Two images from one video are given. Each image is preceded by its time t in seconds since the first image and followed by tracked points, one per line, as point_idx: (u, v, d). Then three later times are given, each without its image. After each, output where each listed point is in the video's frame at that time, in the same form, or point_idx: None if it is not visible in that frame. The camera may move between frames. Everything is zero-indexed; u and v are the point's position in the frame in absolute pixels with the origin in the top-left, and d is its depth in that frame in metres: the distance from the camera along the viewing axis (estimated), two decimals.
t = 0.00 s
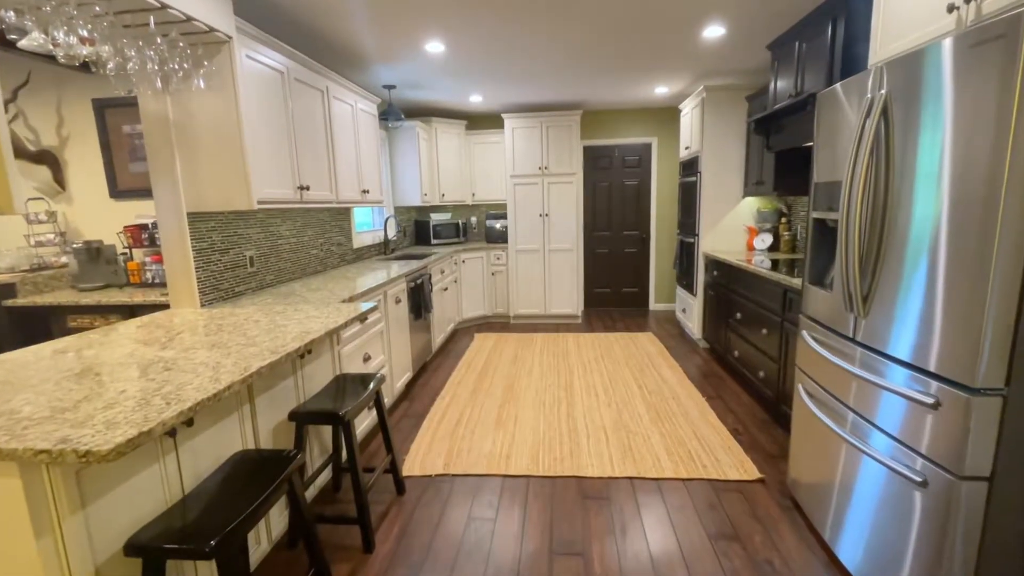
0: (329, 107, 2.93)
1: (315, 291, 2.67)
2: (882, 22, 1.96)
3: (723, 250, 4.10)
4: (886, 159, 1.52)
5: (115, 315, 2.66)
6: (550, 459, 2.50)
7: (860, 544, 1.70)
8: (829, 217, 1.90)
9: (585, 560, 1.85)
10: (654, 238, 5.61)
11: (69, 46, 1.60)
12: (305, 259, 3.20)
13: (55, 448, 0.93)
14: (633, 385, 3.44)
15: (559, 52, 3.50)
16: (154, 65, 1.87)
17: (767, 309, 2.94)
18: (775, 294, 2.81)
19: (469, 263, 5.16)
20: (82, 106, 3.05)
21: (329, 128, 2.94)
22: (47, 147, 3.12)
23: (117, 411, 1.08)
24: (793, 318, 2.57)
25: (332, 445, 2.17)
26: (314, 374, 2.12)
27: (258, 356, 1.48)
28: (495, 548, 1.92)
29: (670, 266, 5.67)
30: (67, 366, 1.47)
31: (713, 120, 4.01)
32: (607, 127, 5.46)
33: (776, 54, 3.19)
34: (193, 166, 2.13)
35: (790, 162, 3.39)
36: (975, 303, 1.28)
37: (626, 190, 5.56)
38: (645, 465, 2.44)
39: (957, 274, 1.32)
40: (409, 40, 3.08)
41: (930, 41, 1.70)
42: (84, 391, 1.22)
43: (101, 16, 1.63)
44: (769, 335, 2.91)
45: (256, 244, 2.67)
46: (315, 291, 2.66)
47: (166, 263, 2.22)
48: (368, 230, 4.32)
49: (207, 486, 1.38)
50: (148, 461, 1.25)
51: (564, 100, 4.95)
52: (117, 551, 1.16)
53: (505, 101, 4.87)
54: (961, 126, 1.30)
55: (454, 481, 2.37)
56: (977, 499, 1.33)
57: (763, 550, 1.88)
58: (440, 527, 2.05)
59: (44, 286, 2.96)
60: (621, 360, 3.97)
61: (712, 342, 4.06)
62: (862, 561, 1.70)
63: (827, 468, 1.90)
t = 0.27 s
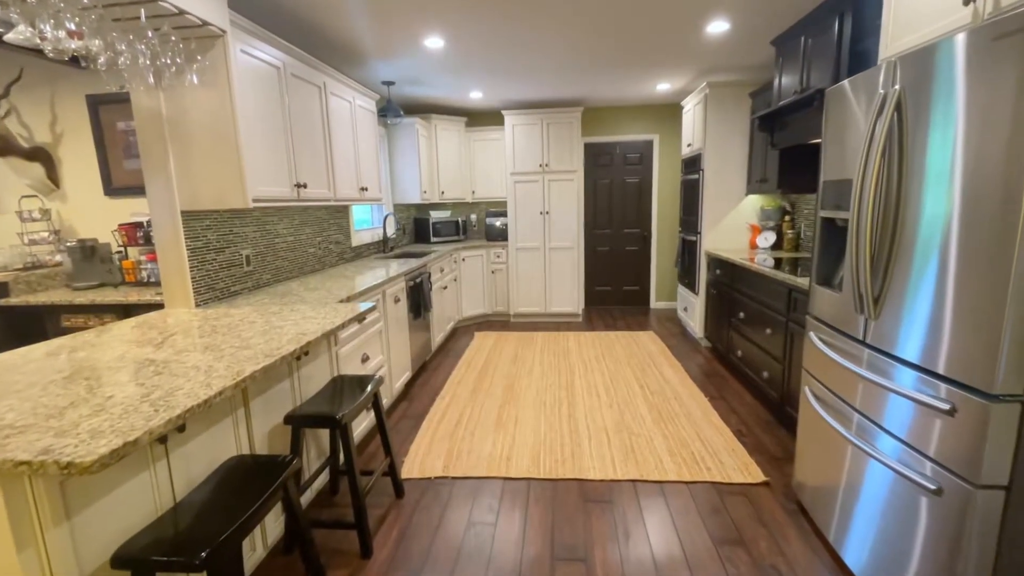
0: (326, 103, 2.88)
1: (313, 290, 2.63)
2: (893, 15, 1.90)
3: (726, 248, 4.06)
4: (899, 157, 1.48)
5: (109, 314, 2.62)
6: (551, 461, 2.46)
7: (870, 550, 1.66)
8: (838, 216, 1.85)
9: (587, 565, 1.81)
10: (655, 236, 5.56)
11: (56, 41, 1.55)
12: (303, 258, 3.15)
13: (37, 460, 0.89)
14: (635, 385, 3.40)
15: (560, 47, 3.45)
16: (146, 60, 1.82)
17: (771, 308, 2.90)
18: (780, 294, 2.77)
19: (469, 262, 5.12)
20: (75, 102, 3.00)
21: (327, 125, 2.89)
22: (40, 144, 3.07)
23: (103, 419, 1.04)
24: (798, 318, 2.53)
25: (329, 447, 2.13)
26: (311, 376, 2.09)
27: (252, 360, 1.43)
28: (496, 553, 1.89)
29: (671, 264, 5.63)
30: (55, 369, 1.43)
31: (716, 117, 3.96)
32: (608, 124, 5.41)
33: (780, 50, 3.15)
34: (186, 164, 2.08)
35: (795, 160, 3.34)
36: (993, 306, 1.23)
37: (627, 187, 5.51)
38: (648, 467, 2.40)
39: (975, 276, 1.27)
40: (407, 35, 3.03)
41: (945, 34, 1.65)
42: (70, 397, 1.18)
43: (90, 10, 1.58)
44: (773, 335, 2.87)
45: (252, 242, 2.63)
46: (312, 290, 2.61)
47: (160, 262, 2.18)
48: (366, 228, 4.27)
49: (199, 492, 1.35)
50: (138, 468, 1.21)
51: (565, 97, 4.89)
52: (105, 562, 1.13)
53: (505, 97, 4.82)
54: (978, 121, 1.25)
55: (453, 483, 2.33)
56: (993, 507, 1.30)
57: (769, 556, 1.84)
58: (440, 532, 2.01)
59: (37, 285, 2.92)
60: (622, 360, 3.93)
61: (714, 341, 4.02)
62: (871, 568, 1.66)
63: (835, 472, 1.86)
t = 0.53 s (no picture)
0: (324, 99, 2.83)
1: (310, 289, 2.58)
2: (906, 8, 1.85)
3: (729, 247, 4.02)
4: (912, 155, 1.43)
5: (103, 315, 2.57)
6: (553, 464, 2.43)
7: (878, 556, 1.64)
8: (846, 215, 1.81)
9: (590, 572, 1.78)
10: (657, 235, 5.52)
11: (44, 35, 1.51)
12: (301, 256, 3.11)
13: (17, 471, 0.85)
14: (637, 385, 3.36)
15: (561, 43, 3.40)
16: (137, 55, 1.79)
17: (775, 308, 2.86)
18: (784, 293, 2.73)
19: (469, 260, 5.08)
20: (69, 99, 2.95)
21: (325, 122, 2.84)
22: (34, 142, 3.03)
23: (90, 427, 1.00)
24: (804, 319, 2.49)
25: (327, 450, 2.10)
26: (307, 378, 2.05)
27: (245, 364, 1.39)
28: (496, 559, 1.85)
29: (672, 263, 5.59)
30: (42, 372, 1.39)
31: (719, 113, 3.91)
32: (610, 120, 5.36)
33: (785, 46, 3.10)
34: (181, 162, 2.05)
35: (799, 157, 3.30)
36: (1010, 310, 1.19)
37: (628, 185, 5.47)
38: (651, 469, 2.37)
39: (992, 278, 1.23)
40: (406, 30, 2.98)
41: (960, 27, 1.60)
42: (58, 402, 1.14)
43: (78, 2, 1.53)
44: (777, 335, 2.83)
45: (249, 241, 2.59)
46: (309, 290, 2.57)
47: (154, 261, 2.13)
48: (365, 226, 4.23)
49: (193, 499, 1.31)
50: (128, 476, 1.18)
51: (566, 93, 4.84)
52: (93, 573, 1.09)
53: (506, 94, 4.77)
54: (996, 118, 1.21)
55: (453, 487, 2.29)
56: (1010, 517, 1.26)
57: (775, 562, 1.81)
58: (440, 536, 1.97)
59: (31, 284, 2.87)
60: (623, 360, 3.90)
61: (717, 341, 3.99)
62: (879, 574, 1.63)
63: (842, 476, 1.82)
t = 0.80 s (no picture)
0: (321, 96, 2.78)
1: (308, 289, 2.54)
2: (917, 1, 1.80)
3: (732, 245, 3.98)
4: (926, 152, 1.38)
5: (97, 315, 2.53)
6: (554, 467, 2.39)
7: (886, 562, 1.60)
8: (856, 214, 1.77)
9: None
10: (658, 233, 5.48)
11: (31, 29, 1.47)
12: (298, 255, 3.07)
13: None
14: (639, 385, 3.33)
15: (562, 39, 3.35)
16: (129, 50, 1.75)
17: (780, 308, 2.82)
18: (789, 293, 2.69)
19: (469, 259, 5.04)
20: (62, 95, 2.90)
21: (322, 119, 2.80)
22: (27, 139, 2.98)
23: (75, 436, 0.96)
24: (809, 319, 2.45)
25: (324, 454, 2.06)
26: (304, 380, 2.01)
27: (239, 367, 1.35)
28: (496, 564, 1.82)
29: (673, 261, 5.54)
30: (29, 376, 1.35)
31: (722, 110, 3.86)
32: (611, 117, 5.31)
33: (790, 41, 3.05)
34: (175, 159, 2.00)
35: (803, 155, 3.25)
36: None
37: (629, 183, 5.42)
38: (653, 472, 2.33)
39: (1008, 281, 1.18)
40: (405, 26, 2.93)
41: (975, 20, 1.55)
42: (43, 408, 1.10)
43: None
44: (781, 336, 2.79)
45: (245, 240, 2.54)
46: (306, 290, 2.52)
47: (148, 261, 2.09)
48: (364, 224, 4.18)
49: (185, 506, 1.27)
50: (117, 484, 1.14)
51: (567, 90, 4.79)
52: None
53: (506, 91, 4.72)
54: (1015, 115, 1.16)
55: (453, 490, 2.26)
56: None
57: (781, 568, 1.77)
58: (439, 541, 1.94)
59: (24, 284, 2.83)
60: (625, 359, 3.86)
61: (719, 340, 3.95)
62: None
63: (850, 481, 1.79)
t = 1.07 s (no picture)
0: (318, 92, 2.74)
1: (304, 289, 2.50)
2: None
3: (734, 244, 3.93)
4: (940, 150, 1.33)
5: (91, 316, 2.49)
6: (555, 470, 2.35)
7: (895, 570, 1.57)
8: (866, 213, 1.72)
9: None
10: (660, 231, 5.43)
11: (17, 23, 1.43)
12: (295, 254, 3.03)
13: None
14: (640, 386, 3.29)
15: (562, 35, 3.30)
16: (119, 45, 1.71)
17: (784, 308, 2.78)
18: (794, 293, 2.65)
19: (469, 257, 4.99)
20: (55, 92, 2.86)
21: (319, 115, 2.75)
22: (20, 136, 2.93)
23: (55, 446, 0.92)
24: (815, 320, 2.41)
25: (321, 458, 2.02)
26: (300, 382, 1.97)
27: (230, 372, 1.31)
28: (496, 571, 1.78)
29: (675, 260, 5.50)
30: (15, 381, 1.31)
31: (725, 107, 3.81)
32: (612, 114, 5.25)
33: (795, 37, 3.00)
34: (168, 157, 1.96)
35: (808, 152, 3.20)
36: None
37: (631, 180, 5.37)
38: (656, 476, 2.29)
39: None
40: (403, 21, 2.88)
41: (990, 13, 1.51)
42: (26, 416, 1.06)
43: None
44: (785, 336, 2.75)
45: (240, 239, 2.50)
46: (303, 290, 2.48)
47: (140, 261, 2.05)
48: (363, 223, 4.14)
49: (174, 515, 1.23)
50: (102, 494, 1.10)
51: (568, 87, 4.74)
52: None
53: (506, 87, 4.67)
54: None
55: (452, 494, 2.22)
56: None
57: None
58: (438, 547, 1.90)
59: (17, 284, 2.79)
60: (626, 360, 3.82)
61: (721, 340, 3.91)
62: None
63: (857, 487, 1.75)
